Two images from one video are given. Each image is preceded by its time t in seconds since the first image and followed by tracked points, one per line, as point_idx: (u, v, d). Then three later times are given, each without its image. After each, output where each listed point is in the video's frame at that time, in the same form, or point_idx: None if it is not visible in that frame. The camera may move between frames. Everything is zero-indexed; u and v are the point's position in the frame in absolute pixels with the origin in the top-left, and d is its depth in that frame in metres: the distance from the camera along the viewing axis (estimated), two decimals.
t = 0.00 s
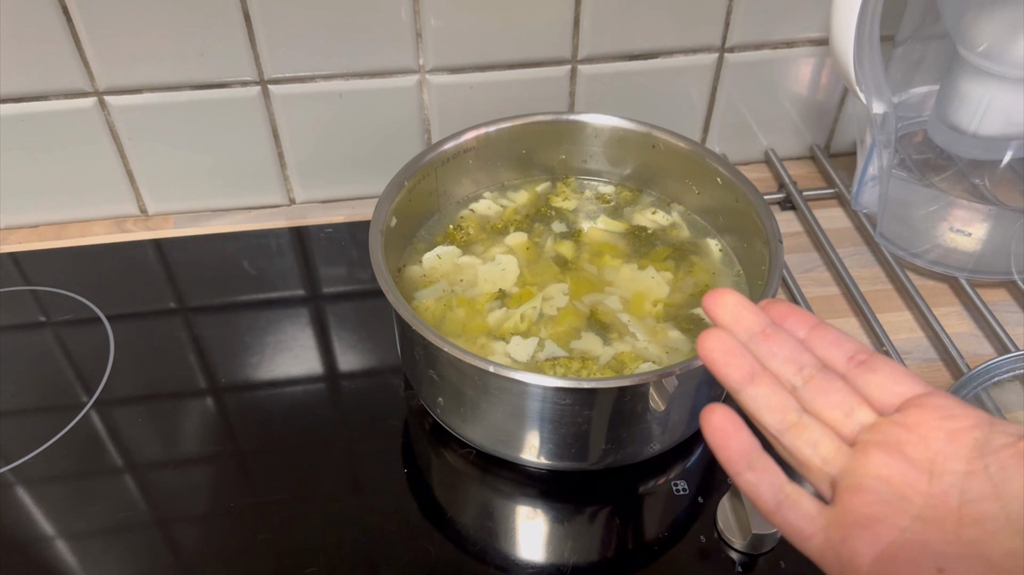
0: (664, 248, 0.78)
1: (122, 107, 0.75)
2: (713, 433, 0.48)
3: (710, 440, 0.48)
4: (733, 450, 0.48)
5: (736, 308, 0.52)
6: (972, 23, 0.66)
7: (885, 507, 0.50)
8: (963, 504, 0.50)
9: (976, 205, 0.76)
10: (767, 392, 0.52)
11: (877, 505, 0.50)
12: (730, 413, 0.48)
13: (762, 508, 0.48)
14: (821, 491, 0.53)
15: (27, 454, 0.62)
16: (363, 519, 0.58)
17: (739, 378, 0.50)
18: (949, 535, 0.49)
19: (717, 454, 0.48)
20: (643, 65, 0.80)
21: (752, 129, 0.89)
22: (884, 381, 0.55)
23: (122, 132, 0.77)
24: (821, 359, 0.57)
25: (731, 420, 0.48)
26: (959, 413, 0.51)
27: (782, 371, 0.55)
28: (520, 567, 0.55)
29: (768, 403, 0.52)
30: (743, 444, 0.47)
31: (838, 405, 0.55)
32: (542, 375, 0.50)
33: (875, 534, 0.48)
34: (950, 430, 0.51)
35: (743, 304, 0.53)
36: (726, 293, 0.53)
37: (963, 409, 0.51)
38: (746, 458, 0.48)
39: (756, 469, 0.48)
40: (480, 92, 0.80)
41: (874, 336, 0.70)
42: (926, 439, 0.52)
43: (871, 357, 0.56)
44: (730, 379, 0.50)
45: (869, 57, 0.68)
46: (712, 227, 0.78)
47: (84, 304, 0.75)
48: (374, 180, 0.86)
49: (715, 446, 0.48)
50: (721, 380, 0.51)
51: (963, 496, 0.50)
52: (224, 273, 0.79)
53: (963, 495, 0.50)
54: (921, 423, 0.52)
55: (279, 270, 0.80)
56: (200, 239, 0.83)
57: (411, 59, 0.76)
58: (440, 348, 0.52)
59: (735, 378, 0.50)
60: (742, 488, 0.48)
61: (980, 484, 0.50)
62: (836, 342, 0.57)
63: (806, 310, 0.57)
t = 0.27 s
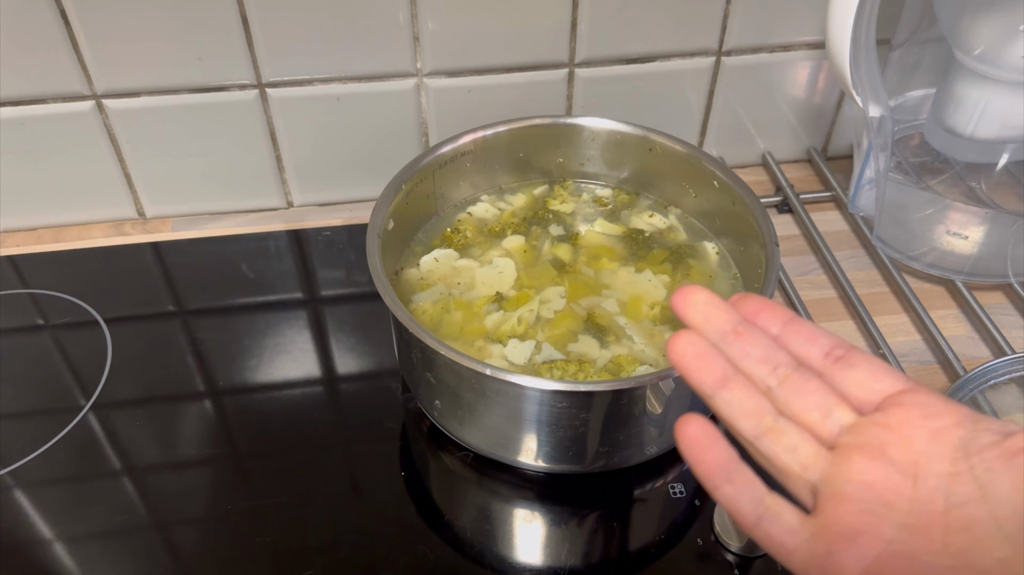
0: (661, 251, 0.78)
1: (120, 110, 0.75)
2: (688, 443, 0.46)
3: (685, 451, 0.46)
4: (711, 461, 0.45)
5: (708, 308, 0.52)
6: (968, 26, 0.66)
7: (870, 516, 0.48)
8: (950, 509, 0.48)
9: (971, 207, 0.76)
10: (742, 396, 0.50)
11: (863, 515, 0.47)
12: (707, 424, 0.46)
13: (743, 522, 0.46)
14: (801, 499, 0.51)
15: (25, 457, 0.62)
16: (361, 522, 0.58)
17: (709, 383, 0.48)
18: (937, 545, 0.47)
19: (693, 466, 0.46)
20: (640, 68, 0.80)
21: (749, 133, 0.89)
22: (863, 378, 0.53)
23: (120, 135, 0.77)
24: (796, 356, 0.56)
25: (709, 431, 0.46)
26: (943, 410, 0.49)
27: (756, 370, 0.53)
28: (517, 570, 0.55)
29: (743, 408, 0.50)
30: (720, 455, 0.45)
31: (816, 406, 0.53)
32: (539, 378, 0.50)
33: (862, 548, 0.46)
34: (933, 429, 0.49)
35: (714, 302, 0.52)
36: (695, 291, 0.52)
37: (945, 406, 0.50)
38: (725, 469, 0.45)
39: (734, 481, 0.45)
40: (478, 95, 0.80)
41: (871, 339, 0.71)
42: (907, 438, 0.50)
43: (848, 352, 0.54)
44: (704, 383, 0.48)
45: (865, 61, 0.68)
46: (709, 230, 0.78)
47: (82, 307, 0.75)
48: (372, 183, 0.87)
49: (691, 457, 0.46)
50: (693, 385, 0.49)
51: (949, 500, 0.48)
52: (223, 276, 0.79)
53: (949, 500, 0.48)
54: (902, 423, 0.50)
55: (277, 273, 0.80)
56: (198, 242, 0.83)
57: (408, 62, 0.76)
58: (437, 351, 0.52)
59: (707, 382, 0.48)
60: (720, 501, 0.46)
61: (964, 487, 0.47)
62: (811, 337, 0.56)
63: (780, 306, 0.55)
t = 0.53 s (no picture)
0: (661, 251, 0.78)
1: (120, 110, 0.75)
2: (663, 479, 0.46)
3: (660, 487, 0.46)
4: (685, 496, 0.45)
5: (674, 337, 0.50)
6: (968, 27, 0.66)
7: (844, 546, 0.47)
8: (926, 534, 0.46)
9: (972, 208, 0.76)
10: (713, 428, 0.49)
11: (836, 546, 0.46)
12: (682, 458, 0.46)
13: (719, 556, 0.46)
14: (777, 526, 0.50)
15: (23, 458, 0.61)
16: (360, 524, 0.57)
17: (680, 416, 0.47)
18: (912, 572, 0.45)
19: (670, 501, 0.46)
20: (640, 69, 0.80)
21: (749, 134, 0.89)
22: (835, 402, 0.52)
23: (119, 136, 0.77)
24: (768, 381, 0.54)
25: (682, 466, 0.46)
26: (914, 433, 0.47)
27: (726, 400, 0.51)
28: (517, 571, 0.55)
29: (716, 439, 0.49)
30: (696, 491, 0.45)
31: (788, 432, 0.52)
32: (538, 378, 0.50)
33: None
34: (904, 453, 0.47)
35: (682, 331, 0.50)
36: (662, 320, 0.50)
37: (916, 428, 0.47)
38: (702, 503, 0.46)
39: (709, 515, 0.46)
40: (477, 96, 0.80)
41: (871, 339, 0.71)
42: (881, 464, 0.48)
43: (819, 376, 0.52)
44: (674, 416, 0.47)
45: (865, 61, 0.68)
46: (709, 230, 0.78)
47: (81, 308, 0.75)
48: (372, 184, 0.87)
49: (667, 492, 0.46)
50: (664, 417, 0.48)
51: (923, 524, 0.46)
52: (222, 277, 0.79)
53: (924, 524, 0.46)
54: (875, 448, 0.48)
55: (277, 274, 0.80)
56: (198, 243, 0.83)
57: (408, 63, 0.76)
58: (437, 352, 0.52)
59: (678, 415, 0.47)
60: (698, 535, 0.46)
61: (938, 513, 0.45)
62: (782, 361, 0.53)
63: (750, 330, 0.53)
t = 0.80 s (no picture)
0: (660, 253, 0.78)
1: (119, 112, 0.75)
2: (719, 400, 0.45)
3: (716, 406, 0.45)
4: (740, 419, 0.45)
5: (725, 268, 0.50)
6: (967, 28, 0.66)
7: (885, 489, 0.49)
8: (967, 486, 0.50)
9: (971, 209, 0.76)
10: (764, 360, 0.49)
11: (879, 491, 0.49)
12: (739, 380, 0.45)
13: (762, 483, 0.47)
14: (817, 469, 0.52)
15: (24, 458, 0.62)
16: (360, 525, 0.57)
17: (734, 343, 0.47)
18: (954, 522, 0.49)
19: (722, 423, 0.45)
20: (639, 70, 0.80)
21: (748, 135, 0.89)
22: (878, 352, 0.55)
23: (119, 137, 0.77)
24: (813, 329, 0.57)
25: (741, 388, 0.45)
26: (960, 386, 0.51)
27: (776, 337, 0.53)
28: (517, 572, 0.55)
29: (765, 372, 0.49)
30: (749, 415, 0.45)
31: (833, 376, 0.54)
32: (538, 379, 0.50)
33: (880, 521, 0.48)
34: (951, 406, 0.51)
35: (733, 265, 0.50)
36: (715, 250, 0.50)
37: (963, 383, 0.51)
38: (752, 428, 0.46)
39: (758, 441, 0.46)
40: (477, 97, 0.80)
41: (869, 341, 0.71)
42: (926, 415, 0.52)
43: (864, 326, 0.56)
44: (728, 344, 0.47)
45: (864, 62, 0.69)
46: (708, 231, 0.78)
47: (81, 310, 0.75)
48: (371, 185, 0.87)
49: (722, 413, 0.45)
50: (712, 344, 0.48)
51: (966, 478, 0.50)
52: (222, 278, 0.79)
53: (967, 477, 0.50)
54: (919, 399, 0.52)
55: (276, 275, 0.80)
56: (197, 244, 0.83)
57: (408, 64, 0.76)
58: (437, 353, 0.52)
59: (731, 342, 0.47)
60: (744, 460, 0.47)
61: (982, 466, 0.49)
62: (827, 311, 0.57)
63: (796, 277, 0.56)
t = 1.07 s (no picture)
0: (660, 253, 0.78)
1: (120, 112, 0.75)
2: (754, 374, 0.46)
3: (751, 380, 0.46)
4: (772, 396, 0.46)
5: (763, 262, 0.52)
6: (967, 30, 0.66)
7: (904, 478, 0.50)
8: (983, 485, 0.51)
9: (971, 210, 0.77)
10: (793, 350, 0.51)
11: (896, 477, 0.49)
12: (775, 357, 0.46)
13: (785, 461, 0.48)
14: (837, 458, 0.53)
15: (24, 458, 0.62)
16: (360, 525, 0.57)
17: (767, 330, 0.48)
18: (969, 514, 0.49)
19: (754, 397, 0.46)
20: (639, 71, 0.80)
21: (748, 136, 0.89)
22: (901, 356, 0.57)
23: (119, 137, 0.77)
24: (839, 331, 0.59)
25: (776, 364, 0.46)
26: (978, 392, 0.53)
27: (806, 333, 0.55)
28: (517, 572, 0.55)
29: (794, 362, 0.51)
30: (780, 391, 0.46)
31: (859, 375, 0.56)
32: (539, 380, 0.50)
33: (897, 505, 0.48)
34: (970, 409, 0.53)
35: (772, 259, 0.52)
36: (755, 243, 0.52)
37: (981, 390, 0.53)
38: (781, 405, 0.46)
39: (786, 418, 0.47)
40: (477, 98, 0.80)
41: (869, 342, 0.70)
42: (945, 415, 0.53)
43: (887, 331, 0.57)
44: (762, 331, 0.48)
45: (864, 63, 0.69)
46: (708, 232, 0.79)
47: (81, 310, 0.75)
48: (371, 186, 0.87)
49: (755, 387, 0.46)
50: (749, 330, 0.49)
51: (982, 476, 0.51)
52: (222, 278, 0.79)
53: (983, 475, 0.51)
54: (939, 401, 0.54)
55: (276, 276, 0.80)
56: (197, 245, 0.83)
57: (408, 65, 0.76)
58: (437, 353, 0.52)
59: (765, 330, 0.48)
60: (768, 438, 0.48)
61: (999, 466, 0.51)
62: (852, 315, 0.59)
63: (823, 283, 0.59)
